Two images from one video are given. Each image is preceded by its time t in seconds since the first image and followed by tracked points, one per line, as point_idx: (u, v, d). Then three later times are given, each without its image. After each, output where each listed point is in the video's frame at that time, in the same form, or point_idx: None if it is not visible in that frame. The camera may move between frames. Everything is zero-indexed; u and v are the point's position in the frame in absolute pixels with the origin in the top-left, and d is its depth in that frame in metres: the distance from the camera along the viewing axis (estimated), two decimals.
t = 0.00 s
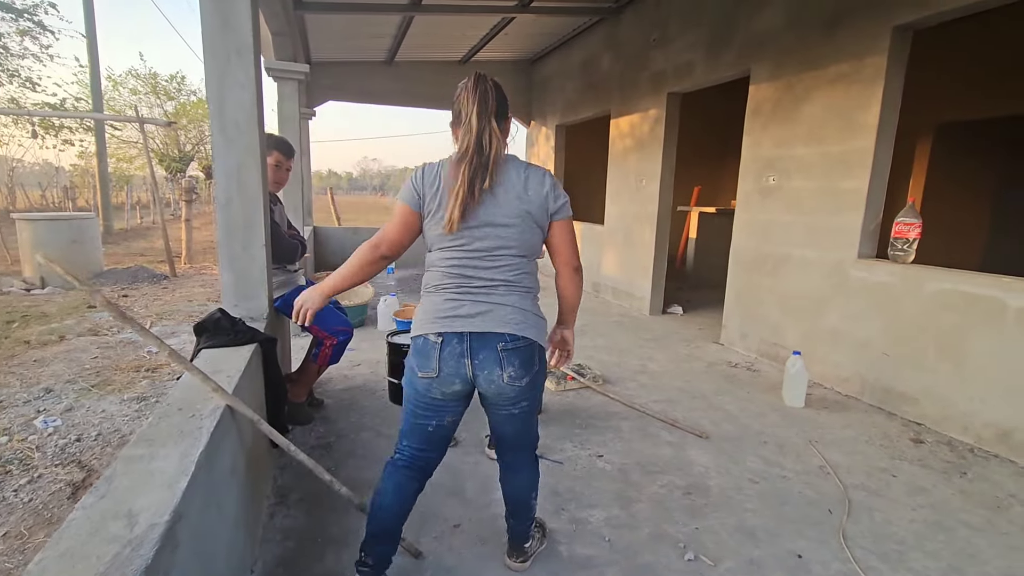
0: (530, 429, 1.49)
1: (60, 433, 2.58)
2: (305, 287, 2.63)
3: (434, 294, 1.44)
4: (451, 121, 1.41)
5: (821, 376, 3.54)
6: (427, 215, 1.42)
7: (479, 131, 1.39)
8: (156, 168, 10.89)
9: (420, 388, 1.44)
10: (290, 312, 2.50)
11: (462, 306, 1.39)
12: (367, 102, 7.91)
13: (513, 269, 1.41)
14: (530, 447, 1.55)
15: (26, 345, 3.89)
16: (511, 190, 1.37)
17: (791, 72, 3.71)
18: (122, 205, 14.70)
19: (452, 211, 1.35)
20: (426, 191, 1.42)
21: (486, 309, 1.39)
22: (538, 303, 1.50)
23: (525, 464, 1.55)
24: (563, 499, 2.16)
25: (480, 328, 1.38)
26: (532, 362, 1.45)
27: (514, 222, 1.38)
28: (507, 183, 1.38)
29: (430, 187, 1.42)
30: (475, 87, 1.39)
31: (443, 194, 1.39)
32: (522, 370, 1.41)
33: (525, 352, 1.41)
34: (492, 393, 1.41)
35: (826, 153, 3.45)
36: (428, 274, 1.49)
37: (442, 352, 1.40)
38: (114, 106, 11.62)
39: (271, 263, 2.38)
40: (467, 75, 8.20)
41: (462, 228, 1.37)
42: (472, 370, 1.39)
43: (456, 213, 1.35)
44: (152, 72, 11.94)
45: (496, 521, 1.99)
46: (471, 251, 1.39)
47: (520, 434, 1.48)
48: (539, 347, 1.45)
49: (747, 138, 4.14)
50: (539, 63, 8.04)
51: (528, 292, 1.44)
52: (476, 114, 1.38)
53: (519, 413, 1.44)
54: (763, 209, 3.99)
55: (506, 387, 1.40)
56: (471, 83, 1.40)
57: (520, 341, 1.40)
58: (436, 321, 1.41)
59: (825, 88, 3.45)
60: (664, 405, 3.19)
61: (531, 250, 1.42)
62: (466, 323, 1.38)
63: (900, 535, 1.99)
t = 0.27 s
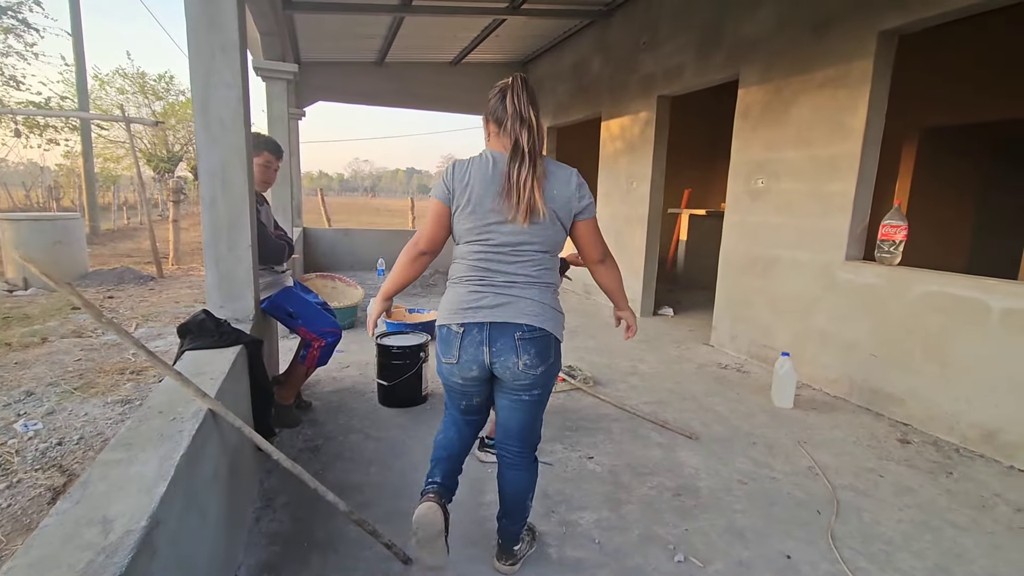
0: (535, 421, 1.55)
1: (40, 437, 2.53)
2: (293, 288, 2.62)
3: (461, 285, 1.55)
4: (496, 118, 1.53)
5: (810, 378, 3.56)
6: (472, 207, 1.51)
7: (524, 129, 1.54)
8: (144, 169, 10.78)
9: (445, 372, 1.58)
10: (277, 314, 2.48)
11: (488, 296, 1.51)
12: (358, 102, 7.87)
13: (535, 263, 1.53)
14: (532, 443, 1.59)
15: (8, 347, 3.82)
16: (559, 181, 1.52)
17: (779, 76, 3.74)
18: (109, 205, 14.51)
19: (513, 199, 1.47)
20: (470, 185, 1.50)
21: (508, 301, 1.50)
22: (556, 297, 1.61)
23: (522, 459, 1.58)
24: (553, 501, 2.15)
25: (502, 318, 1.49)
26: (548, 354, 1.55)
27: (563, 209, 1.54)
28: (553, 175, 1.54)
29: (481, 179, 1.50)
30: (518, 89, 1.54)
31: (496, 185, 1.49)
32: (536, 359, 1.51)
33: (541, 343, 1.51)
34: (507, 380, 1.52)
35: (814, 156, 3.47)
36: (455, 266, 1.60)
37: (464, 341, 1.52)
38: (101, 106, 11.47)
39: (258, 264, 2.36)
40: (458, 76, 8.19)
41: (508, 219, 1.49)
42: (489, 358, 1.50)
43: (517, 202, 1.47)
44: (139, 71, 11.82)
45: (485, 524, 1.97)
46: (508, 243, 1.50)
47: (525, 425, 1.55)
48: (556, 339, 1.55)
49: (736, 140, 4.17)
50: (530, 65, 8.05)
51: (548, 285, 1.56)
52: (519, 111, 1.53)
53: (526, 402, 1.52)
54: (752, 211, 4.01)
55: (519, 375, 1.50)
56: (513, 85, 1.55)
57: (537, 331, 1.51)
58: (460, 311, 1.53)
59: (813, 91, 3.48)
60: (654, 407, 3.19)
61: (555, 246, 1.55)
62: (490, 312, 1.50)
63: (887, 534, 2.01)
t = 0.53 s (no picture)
0: (536, 420, 1.57)
1: (25, 443, 2.49)
2: (284, 291, 2.61)
3: (472, 290, 1.60)
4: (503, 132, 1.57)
5: (801, 380, 3.58)
6: (481, 217, 1.54)
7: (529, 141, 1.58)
8: (132, 171, 10.68)
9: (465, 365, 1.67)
10: (267, 317, 2.47)
11: (498, 299, 1.55)
12: (349, 105, 7.85)
13: (543, 267, 1.56)
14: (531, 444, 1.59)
15: None
16: (565, 189, 1.56)
17: (769, 80, 3.76)
18: (97, 208, 14.37)
19: (521, 208, 1.50)
20: (480, 197, 1.53)
21: (516, 304, 1.53)
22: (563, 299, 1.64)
23: (519, 457, 1.59)
24: (546, 505, 2.14)
25: (511, 319, 1.53)
26: (555, 353, 1.59)
27: (570, 215, 1.57)
28: (559, 182, 1.57)
29: (490, 191, 1.53)
30: (523, 103, 1.58)
31: (504, 196, 1.52)
32: (541, 358, 1.54)
33: (547, 342, 1.54)
34: (514, 377, 1.56)
35: (804, 160, 3.50)
36: (468, 273, 1.64)
37: (476, 339, 1.57)
38: (88, 107, 11.36)
39: (247, 267, 2.34)
40: (450, 79, 8.19)
41: (515, 231, 1.53)
42: (498, 354, 1.55)
43: (524, 210, 1.50)
44: (128, 73, 11.72)
45: (478, 529, 1.96)
46: (516, 248, 1.53)
47: (525, 422, 1.56)
48: (561, 339, 1.58)
49: (726, 144, 4.19)
50: (522, 68, 8.06)
51: (556, 287, 1.59)
52: (524, 128, 1.55)
53: (528, 398, 1.55)
54: (742, 215, 4.04)
55: (525, 371, 1.54)
56: (516, 101, 1.59)
57: (544, 331, 1.54)
58: (473, 313, 1.58)
59: (801, 96, 3.51)
60: (646, 409, 3.20)
61: (561, 249, 1.58)
62: (501, 314, 1.54)
63: (877, 536, 2.02)
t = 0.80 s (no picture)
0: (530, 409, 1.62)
1: (10, 450, 2.45)
2: (274, 295, 2.60)
3: (473, 291, 1.71)
4: (499, 149, 1.65)
5: (792, 383, 3.59)
6: (476, 229, 1.63)
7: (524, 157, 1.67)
8: (123, 174, 10.59)
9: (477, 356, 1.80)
10: (257, 322, 2.44)
11: (493, 300, 1.64)
12: (342, 108, 7.83)
13: (536, 270, 1.64)
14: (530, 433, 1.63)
15: None
16: (554, 198, 1.64)
17: (761, 85, 3.79)
18: (86, 210, 14.24)
19: (511, 219, 1.59)
20: (478, 212, 1.62)
21: (509, 304, 1.62)
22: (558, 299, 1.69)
23: (516, 446, 1.62)
24: (538, 509, 2.14)
25: (502, 316, 1.62)
26: (547, 347, 1.63)
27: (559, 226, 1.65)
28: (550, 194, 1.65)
29: (485, 205, 1.62)
30: (519, 120, 1.66)
31: (497, 208, 1.61)
32: (531, 351, 1.60)
33: (537, 336, 1.60)
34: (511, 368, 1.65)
35: (794, 164, 3.52)
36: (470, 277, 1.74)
37: (475, 333, 1.69)
38: (79, 109, 11.27)
39: (238, 271, 2.32)
40: (443, 83, 8.19)
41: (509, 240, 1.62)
42: (492, 346, 1.65)
43: (514, 222, 1.59)
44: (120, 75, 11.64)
45: (469, 534, 1.95)
46: (507, 254, 1.62)
47: (519, 411, 1.62)
48: (553, 334, 1.63)
49: (718, 148, 4.21)
50: (516, 72, 8.08)
51: (549, 288, 1.66)
52: (519, 145, 1.63)
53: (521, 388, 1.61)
54: (734, 219, 4.05)
55: (516, 362, 1.62)
56: (513, 121, 1.67)
57: (534, 326, 1.61)
58: (474, 312, 1.69)
59: (792, 100, 3.53)
60: (639, 413, 3.20)
61: (553, 252, 1.66)
62: (495, 313, 1.63)
63: (868, 538, 2.02)
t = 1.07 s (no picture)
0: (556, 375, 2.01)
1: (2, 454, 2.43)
2: (270, 297, 2.58)
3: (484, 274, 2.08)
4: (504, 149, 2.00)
5: (788, 385, 3.60)
6: (484, 220, 2.02)
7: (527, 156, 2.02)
8: (117, 176, 10.55)
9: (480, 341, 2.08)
10: (253, 324, 2.43)
11: (499, 284, 2.00)
12: (338, 111, 7.83)
13: (534, 258, 1.96)
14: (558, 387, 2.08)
15: None
16: (546, 194, 1.94)
17: (755, 88, 3.80)
18: (81, 213, 14.19)
19: (506, 213, 1.94)
20: (486, 208, 2.00)
21: (512, 288, 1.96)
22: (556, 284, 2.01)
23: (550, 402, 2.07)
24: (535, 512, 2.13)
25: (507, 302, 1.96)
26: (549, 329, 1.97)
27: (551, 215, 1.96)
28: (545, 189, 1.96)
29: (492, 199, 2.01)
30: (522, 125, 2.00)
31: (500, 203, 1.97)
32: (536, 336, 1.94)
33: (540, 322, 1.94)
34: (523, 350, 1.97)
35: (789, 167, 3.54)
36: (484, 262, 2.12)
37: (483, 316, 2.02)
38: (73, 111, 11.22)
39: (232, 273, 2.31)
40: (439, 85, 8.19)
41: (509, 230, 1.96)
42: (502, 329, 1.97)
43: (509, 214, 1.94)
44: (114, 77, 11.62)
45: (466, 537, 1.95)
46: (507, 243, 1.97)
47: (549, 379, 2.02)
48: (553, 318, 1.96)
49: (713, 151, 4.23)
50: (512, 75, 8.09)
51: (546, 276, 1.97)
52: (517, 147, 1.94)
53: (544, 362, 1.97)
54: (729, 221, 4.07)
55: (526, 345, 1.96)
56: (519, 127, 1.99)
57: (536, 312, 1.94)
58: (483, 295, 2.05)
59: (787, 104, 3.55)
60: (635, 415, 3.20)
61: (549, 242, 1.97)
62: (501, 298, 1.98)
63: (864, 540, 2.03)
